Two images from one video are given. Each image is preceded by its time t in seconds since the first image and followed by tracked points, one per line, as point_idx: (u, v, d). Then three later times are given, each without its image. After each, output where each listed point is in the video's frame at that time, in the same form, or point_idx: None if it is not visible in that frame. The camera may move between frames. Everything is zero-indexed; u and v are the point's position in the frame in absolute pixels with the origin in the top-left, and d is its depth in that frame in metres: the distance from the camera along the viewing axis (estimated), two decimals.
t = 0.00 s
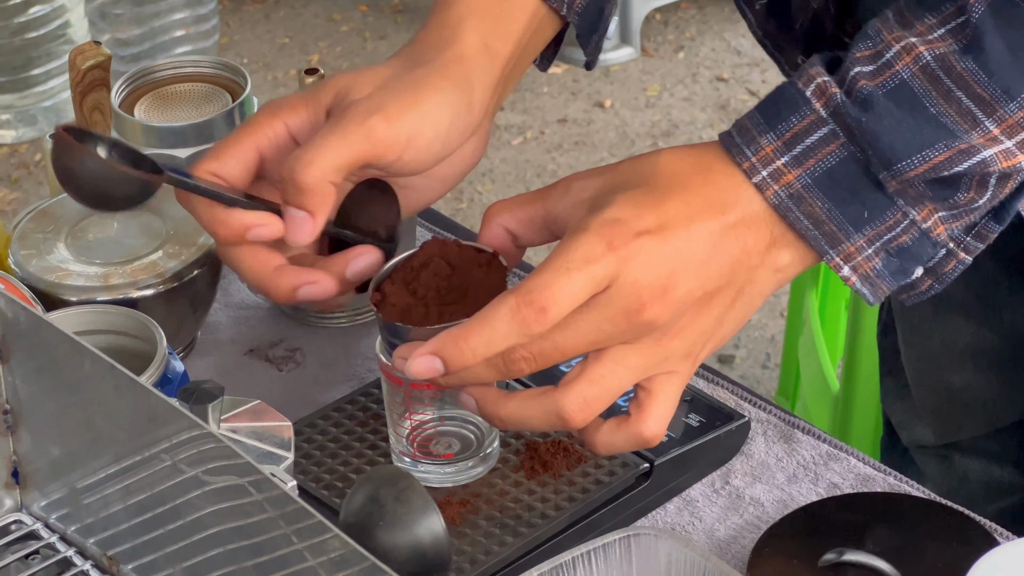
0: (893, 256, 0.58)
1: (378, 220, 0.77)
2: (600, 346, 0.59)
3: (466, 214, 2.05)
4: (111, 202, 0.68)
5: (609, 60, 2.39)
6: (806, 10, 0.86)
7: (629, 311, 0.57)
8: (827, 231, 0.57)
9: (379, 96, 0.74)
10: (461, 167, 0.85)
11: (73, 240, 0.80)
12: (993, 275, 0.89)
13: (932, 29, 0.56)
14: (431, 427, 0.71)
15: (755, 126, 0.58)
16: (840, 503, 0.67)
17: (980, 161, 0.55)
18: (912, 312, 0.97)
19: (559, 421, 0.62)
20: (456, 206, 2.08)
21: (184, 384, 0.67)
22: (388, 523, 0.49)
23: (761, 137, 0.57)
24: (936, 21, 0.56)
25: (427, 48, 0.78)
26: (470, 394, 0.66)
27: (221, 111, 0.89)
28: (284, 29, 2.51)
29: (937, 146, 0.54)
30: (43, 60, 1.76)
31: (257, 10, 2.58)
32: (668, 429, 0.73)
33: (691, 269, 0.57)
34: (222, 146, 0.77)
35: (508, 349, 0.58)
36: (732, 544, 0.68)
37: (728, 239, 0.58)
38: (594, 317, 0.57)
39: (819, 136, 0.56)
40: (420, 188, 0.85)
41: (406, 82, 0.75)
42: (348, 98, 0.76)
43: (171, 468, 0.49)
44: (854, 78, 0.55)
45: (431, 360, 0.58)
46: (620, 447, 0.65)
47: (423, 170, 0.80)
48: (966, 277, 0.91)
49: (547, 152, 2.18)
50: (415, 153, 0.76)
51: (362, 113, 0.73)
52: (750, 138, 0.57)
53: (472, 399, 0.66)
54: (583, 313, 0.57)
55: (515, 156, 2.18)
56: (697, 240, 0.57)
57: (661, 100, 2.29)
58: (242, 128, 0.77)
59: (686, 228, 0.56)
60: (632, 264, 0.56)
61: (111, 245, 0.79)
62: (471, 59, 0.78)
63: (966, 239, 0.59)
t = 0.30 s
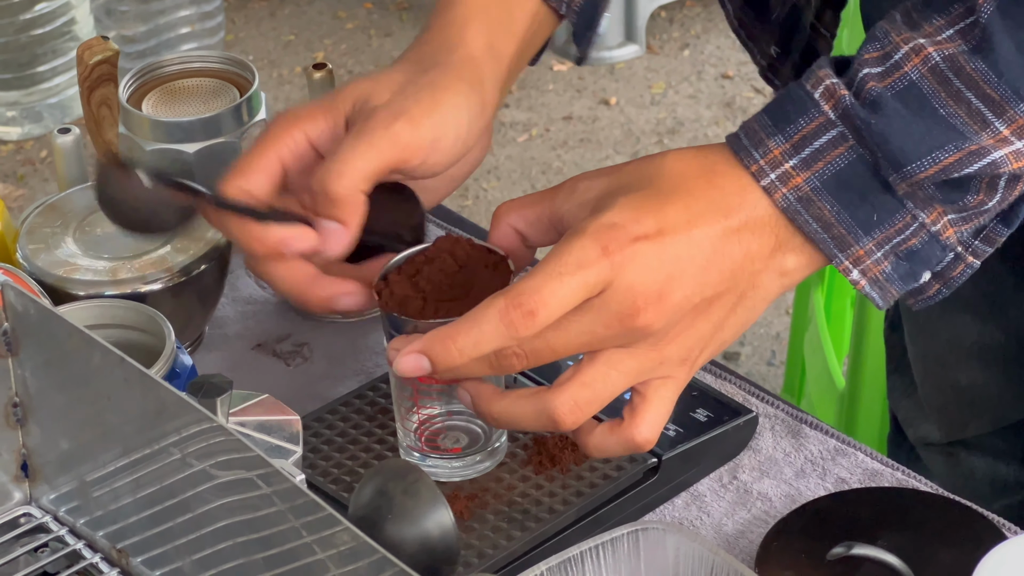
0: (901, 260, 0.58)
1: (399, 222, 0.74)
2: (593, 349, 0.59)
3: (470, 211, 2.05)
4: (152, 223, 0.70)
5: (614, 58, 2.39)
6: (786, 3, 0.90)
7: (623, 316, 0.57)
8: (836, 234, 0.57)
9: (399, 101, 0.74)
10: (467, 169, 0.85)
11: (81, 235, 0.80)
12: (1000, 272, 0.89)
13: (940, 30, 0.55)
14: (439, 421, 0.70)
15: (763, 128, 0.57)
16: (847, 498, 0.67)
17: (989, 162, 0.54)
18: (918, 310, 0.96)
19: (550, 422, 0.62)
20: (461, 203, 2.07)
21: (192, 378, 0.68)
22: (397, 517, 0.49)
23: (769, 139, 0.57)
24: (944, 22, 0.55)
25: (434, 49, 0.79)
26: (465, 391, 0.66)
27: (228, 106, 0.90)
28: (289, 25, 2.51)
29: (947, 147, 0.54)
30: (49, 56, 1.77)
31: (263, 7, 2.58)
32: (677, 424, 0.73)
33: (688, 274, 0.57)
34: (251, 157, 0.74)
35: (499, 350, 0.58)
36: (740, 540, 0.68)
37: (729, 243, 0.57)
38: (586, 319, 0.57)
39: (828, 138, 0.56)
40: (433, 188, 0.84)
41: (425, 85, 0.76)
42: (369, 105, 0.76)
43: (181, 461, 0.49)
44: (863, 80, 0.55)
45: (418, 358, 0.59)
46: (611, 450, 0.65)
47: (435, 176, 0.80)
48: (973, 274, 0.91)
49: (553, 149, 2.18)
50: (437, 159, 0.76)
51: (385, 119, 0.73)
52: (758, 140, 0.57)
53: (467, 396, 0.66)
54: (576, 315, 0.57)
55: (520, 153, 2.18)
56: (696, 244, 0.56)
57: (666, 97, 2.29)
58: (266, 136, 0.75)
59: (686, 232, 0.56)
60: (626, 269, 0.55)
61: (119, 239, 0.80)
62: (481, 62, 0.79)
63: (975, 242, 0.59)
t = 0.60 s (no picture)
0: (906, 258, 0.58)
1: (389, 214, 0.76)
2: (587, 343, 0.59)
3: (475, 209, 2.05)
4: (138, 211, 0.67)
5: (619, 56, 2.38)
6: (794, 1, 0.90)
7: (615, 305, 0.56)
8: (842, 231, 0.57)
9: (391, 87, 0.74)
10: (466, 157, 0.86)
11: (85, 231, 0.80)
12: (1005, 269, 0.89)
13: (946, 26, 0.55)
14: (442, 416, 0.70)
15: (768, 124, 0.57)
16: (852, 494, 0.67)
17: (995, 158, 0.54)
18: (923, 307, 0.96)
19: (545, 415, 0.61)
20: (465, 201, 2.07)
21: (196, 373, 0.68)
22: (401, 512, 0.49)
23: (775, 135, 0.57)
24: (950, 17, 0.55)
25: (434, 38, 0.79)
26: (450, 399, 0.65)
27: (233, 102, 0.90)
28: (294, 23, 2.51)
29: (953, 142, 0.54)
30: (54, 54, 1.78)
31: (267, 5, 2.58)
32: (681, 421, 0.73)
33: (684, 269, 0.57)
34: (239, 144, 0.75)
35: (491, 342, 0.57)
36: (744, 536, 0.68)
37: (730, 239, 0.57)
38: (580, 310, 0.56)
39: (834, 134, 0.56)
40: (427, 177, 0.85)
41: (419, 72, 0.76)
42: (361, 91, 0.76)
43: (185, 456, 0.49)
44: (868, 76, 0.55)
45: (398, 334, 0.57)
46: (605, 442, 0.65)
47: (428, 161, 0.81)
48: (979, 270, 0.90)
49: (557, 147, 2.18)
50: (425, 145, 0.77)
51: (373, 105, 0.73)
52: (764, 137, 0.57)
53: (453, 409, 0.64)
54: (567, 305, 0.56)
55: (524, 151, 2.18)
56: (695, 237, 0.56)
57: (671, 95, 2.29)
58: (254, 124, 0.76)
59: (683, 228, 0.56)
60: (616, 256, 0.55)
61: (123, 236, 0.80)
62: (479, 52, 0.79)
63: (982, 241, 0.59)
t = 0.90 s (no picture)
0: (903, 254, 0.58)
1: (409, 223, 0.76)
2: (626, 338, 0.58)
3: (479, 208, 2.05)
4: (163, 231, 0.67)
5: (623, 56, 2.39)
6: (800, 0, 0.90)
7: (648, 292, 0.56)
8: (837, 226, 0.57)
9: (410, 95, 0.74)
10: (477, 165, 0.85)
11: (91, 230, 0.80)
12: (1009, 269, 0.89)
13: (940, 25, 0.55)
14: (447, 415, 0.70)
15: (763, 122, 0.58)
16: (855, 492, 0.67)
17: (986, 154, 0.54)
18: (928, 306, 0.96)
19: (582, 416, 0.60)
20: (470, 201, 2.07)
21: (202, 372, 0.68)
22: (408, 510, 0.49)
23: (768, 131, 0.58)
24: (943, 17, 0.55)
25: (445, 45, 0.79)
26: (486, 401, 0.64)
27: (238, 102, 0.90)
28: (299, 23, 2.51)
29: (943, 137, 0.54)
30: (58, 53, 1.78)
31: (272, 5, 2.58)
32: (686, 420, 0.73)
33: (703, 256, 0.57)
34: (260, 161, 0.73)
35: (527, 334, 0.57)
36: (748, 535, 0.68)
37: (742, 230, 0.58)
38: (616, 301, 0.56)
39: (826, 130, 0.57)
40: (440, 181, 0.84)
41: (434, 80, 0.76)
42: (381, 100, 0.75)
43: (191, 455, 0.49)
44: (860, 74, 0.55)
45: (439, 336, 0.56)
46: (638, 440, 0.63)
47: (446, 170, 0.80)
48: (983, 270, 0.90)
49: (561, 147, 2.17)
50: (446, 153, 0.76)
51: (395, 112, 0.72)
52: (758, 134, 0.58)
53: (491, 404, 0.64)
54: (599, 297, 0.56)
55: (529, 151, 2.18)
56: (714, 228, 0.57)
57: (675, 95, 2.29)
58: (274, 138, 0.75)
59: (698, 216, 0.57)
60: (643, 242, 0.55)
61: (129, 234, 0.80)
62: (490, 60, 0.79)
63: (982, 236, 0.59)
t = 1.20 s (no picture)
0: (919, 257, 0.58)
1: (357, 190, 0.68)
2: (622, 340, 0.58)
3: (483, 207, 2.05)
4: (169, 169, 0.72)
5: (628, 55, 2.38)
6: None
7: (650, 302, 0.56)
8: (855, 229, 0.57)
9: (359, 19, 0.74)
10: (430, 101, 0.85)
11: (96, 229, 0.80)
12: (1014, 268, 0.89)
13: (957, 26, 0.55)
14: (452, 414, 0.70)
15: (781, 124, 0.57)
16: (860, 491, 0.67)
17: (1007, 156, 0.55)
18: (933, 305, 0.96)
19: (575, 415, 0.61)
20: (474, 200, 2.07)
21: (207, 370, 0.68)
22: (412, 508, 0.49)
23: (787, 135, 0.57)
24: (961, 18, 0.55)
25: None
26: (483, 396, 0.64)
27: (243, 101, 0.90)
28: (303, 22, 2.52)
29: (964, 141, 0.54)
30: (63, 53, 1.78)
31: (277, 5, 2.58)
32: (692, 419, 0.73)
33: (713, 263, 0.56)
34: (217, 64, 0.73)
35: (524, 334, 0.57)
36: (754, 533, 0.68)
37: (754, 235, 0.57)
38: (616, 307, 0.56)
39: (846, 134, 0.56)
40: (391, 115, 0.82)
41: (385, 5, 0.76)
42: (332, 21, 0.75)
43: (196, 453, 0.49)
44: (879, 75, 0.55)
45: (440, 342, 0.57)
46: (636, 442, 0.64)
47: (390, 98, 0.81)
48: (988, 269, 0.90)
49: (566, 146, 2.17)
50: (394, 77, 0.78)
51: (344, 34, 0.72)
52: (776, 137, 0.57)
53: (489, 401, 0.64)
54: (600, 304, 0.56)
55: (533, 150, 2.18)
56: (721, 237, 0.56)
57: (680, 94, 2.29)
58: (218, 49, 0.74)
59: (709, 223, 0.56)
60: (652, 254, 0.55)
61: (134, 233, 0.80)
62: None
63: (995, 238, 0.59)
